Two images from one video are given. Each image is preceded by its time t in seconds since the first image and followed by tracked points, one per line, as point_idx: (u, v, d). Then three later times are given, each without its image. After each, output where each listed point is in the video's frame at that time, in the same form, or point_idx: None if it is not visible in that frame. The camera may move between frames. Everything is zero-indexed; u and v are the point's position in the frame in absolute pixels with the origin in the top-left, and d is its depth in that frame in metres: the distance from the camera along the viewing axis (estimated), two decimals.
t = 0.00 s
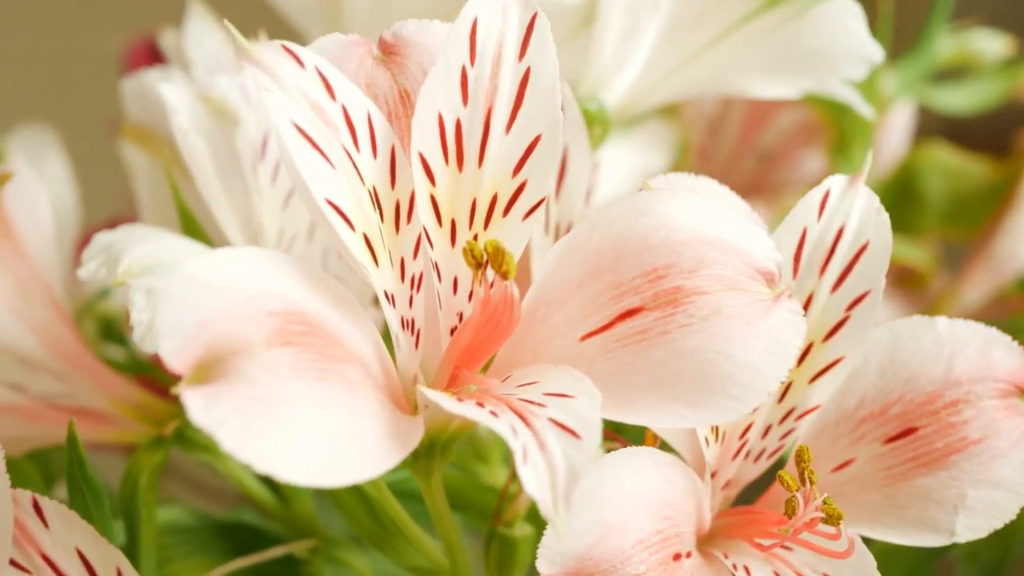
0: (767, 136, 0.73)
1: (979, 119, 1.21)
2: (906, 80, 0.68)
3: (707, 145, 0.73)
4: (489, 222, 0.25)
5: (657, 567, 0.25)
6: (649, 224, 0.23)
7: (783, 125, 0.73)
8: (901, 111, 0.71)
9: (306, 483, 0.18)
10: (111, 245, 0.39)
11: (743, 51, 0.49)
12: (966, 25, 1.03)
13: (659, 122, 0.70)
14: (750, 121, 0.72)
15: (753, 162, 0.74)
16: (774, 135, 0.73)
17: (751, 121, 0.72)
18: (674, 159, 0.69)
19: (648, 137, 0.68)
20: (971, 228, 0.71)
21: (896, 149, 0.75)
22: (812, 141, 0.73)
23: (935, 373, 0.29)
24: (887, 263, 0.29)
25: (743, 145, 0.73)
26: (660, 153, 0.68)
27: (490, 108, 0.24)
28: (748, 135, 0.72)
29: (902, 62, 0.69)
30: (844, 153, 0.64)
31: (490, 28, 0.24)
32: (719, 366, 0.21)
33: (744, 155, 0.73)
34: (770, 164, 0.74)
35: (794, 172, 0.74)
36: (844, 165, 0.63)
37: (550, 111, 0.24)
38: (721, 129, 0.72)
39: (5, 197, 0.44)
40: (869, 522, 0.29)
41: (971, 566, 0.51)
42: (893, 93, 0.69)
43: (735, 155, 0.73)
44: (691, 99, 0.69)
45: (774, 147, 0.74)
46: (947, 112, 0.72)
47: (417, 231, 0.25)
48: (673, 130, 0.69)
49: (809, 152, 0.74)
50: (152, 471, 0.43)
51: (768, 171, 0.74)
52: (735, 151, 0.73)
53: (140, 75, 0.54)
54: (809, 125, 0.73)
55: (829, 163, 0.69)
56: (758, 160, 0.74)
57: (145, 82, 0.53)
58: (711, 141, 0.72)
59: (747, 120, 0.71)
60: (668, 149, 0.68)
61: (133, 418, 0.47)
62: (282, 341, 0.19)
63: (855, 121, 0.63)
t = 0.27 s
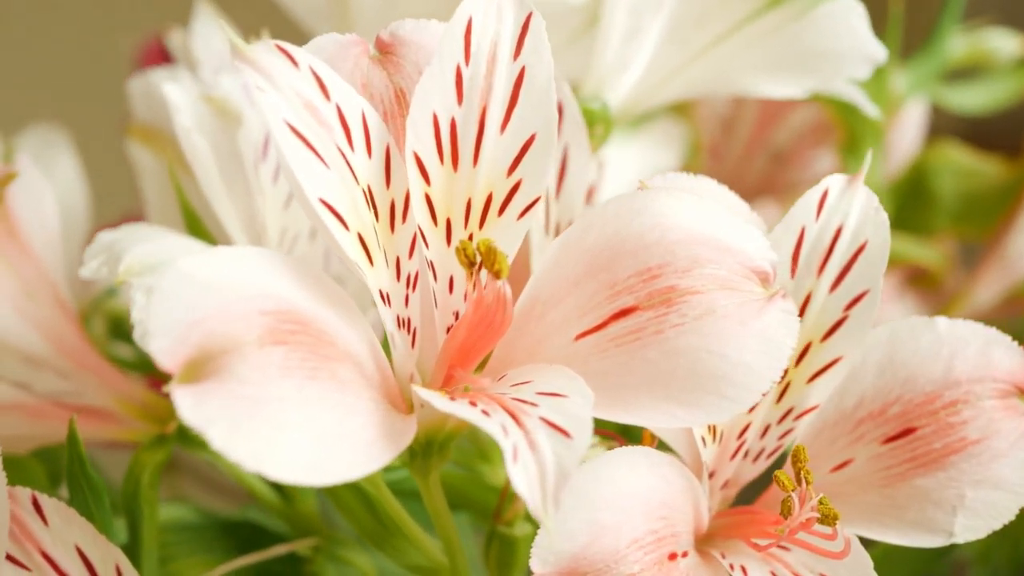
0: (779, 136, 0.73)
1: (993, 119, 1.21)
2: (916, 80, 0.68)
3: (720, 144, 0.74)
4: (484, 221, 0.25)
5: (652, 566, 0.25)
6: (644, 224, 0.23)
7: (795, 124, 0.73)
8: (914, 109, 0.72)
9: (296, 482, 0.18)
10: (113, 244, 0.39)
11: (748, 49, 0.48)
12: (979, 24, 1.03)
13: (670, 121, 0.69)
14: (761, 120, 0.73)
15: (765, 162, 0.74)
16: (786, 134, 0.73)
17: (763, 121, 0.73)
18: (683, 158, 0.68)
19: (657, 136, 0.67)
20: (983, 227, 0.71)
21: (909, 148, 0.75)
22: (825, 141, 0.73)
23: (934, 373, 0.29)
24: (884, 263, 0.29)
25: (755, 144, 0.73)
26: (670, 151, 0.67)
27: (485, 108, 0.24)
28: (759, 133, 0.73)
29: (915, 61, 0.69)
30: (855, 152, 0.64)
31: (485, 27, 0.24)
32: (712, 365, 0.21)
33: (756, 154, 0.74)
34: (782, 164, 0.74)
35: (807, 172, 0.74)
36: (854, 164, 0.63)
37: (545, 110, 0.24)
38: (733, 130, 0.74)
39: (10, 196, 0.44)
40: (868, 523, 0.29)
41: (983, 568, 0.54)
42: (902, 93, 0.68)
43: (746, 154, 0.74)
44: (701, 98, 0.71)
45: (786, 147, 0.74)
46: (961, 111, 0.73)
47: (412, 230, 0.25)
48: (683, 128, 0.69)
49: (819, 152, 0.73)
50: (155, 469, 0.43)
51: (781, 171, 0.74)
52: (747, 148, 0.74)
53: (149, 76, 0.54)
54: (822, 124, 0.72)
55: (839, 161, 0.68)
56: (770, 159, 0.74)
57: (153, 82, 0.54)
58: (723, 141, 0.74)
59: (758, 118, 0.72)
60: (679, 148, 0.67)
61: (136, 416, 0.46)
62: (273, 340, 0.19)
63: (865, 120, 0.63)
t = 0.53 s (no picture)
0: (790, 135, 0.73)
1: (1004, 119, 1.20)
2: (926, 79, 0.67)
3: (730, 144, 0.74)
4: (480, 221, 0.25)
5: (648, 566, 0.25)
6: (639, 224, 0.23)
7: (805, 124, 0.73)
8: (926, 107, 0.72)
9: (288, 481, 0.18)
10: (114, 243, 0.39)
11: (752, 50, 0.48)
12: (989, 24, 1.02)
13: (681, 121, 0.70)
14: (771, 119, 0.73)
15: (775, 163, 0.74)
16: (796, 134, 0.73)
17: (773, 120, 0.73)
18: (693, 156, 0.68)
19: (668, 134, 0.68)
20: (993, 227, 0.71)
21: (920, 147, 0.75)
22: (835, 140, 0.73)
23: (933, 373, 0.29)
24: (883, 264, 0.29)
25: (765, 143, 0.73)
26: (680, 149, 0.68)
27: (480, 107, 0.24)
28: (769, 134, 0.73)
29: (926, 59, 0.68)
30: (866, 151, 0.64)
31: (481, 27, 0.24)
32: (706, 365, 0.21)
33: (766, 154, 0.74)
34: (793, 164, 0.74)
35: (817, 172, 0.73)
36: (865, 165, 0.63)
37: (541, 110, 0.24)
38: (744, 128, 0.73)
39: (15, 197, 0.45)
40: (867, 524, 0.29)
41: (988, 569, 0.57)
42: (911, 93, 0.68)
43: (757, 154, 0.73)
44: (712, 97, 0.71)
45: (796, 147, 0.74)
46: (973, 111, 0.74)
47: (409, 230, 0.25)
48: (693, 127, 0.70)
49: (830, 152, 0.73)
50: (158, 467, 0.43)
51: (791, 171, 0.74)
52: (757, 149, 0.74)
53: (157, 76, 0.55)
54: (832, 124, 0.72)
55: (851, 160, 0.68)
56: (780, 159, 0.74)
57: (160, 83, 0.54)
58: (733, 140, 0.74)
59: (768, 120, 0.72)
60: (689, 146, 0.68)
61: (139, 415, 0.46)
62: (265, 339, 0.19)
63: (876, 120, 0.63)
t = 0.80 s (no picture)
0: (800, 135, 0.72)
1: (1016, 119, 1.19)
2: (937, 79, 0.67)
3: (741, 143, 0.74)
4: (476, 221, 0.25)
5: (643, 567, 0.25)
6: (635, 223, 0.23)
7: (816, 123, 0.71)
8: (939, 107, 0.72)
9: (279, 480, 0.18)
10: (117, 243, 0.40)
11: (756, 49, 0.48)
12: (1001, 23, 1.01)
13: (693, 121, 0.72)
14: (781, 119, 0.72)
15: (786, 162, 0.73)
16: (807, 134, 0.72)
17: (784, 119, 0.72)
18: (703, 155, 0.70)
19: (678, 134, 0.70)
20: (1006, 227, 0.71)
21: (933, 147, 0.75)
22: (846, 140, 0.72)
23: (932, 374, 0.28)
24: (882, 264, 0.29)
25: (775, 143, 0.73)
26: (689, 148, 0.70)
27: (476, 107, 0.24)
28: (779, 134, 0.72)
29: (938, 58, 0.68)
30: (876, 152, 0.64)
31: (476, 27, 0.24)
32: (699, 365, 0.21)
33: (776, 154, 0.73)
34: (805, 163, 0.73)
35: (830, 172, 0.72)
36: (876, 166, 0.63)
37: (536, 109, 0.24)
38: (756, 127, 0.73)
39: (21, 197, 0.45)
40: (865, 526, 0.29)
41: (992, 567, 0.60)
42: (922, 93, 0.68)
43: (767, 153, 0.73)
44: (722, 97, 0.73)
45: (807, 146, 0.72)
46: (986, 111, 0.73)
47: (405, 230, 0.25)
48: (704, 127, 0.72)
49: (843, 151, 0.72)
50: (160, 466, 0.43)
51: (802, 171, 0.73)
52: (768, 149, 0.73)
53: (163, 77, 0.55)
54: (843, 123, 0.71)
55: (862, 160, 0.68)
56: (791, 159, 0.73)
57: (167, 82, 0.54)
58: (744, 139, 0.74)
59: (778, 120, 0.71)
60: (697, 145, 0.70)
61: (145, 415, 0.47)
62: (258, 338, 0.19)
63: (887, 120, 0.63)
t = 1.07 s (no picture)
0: (812, 135, 0.72)
1: None
2: (949, 79, 0.67)
3: (754, 142, 0.74)
4: (471, 221, 0.25)
5: (637, 568, 0.24)
6: (629, 224, 0.23)
7: (828, 123, 0.71)
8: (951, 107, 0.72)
9: (270, 480, 0.18)
10: (119, 242, 0.40)
11: (759, 50, 0.48)
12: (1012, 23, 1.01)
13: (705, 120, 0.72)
14: (792, 119, 0.72)
15: (798, 163, 0.73)
16: (819, 134, 0.72)
17: (795, 119, 0.72)
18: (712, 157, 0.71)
19: (691, 133, 0.70)
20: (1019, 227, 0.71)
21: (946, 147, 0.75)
22: (858, 140, 0.71)
23: (931, 375, 0.28)
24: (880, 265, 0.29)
25: (786, 144, 0.73)
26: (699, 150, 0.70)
27: (470, 107, 0.24)
28: (792, 134, 0.72)
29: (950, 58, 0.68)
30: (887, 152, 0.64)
31: (471, 27, 0.24)
32: (691, 365, 0.21)
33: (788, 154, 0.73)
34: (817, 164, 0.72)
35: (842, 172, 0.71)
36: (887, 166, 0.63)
37: (530, 110, 0.24)
38: (768, 127, 0.74)
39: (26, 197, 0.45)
40: (862, 527, 0.28)
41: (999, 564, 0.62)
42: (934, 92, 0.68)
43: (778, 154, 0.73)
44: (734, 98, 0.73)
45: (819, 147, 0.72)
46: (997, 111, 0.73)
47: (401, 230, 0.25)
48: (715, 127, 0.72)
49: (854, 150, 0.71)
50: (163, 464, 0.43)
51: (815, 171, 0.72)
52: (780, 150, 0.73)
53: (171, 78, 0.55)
54: (855, 123, 0.71)
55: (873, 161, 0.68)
56: (802, 159, 0.72)
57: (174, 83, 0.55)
58: (757, 139, 0.74)
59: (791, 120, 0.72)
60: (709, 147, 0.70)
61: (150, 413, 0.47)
62: (249, 338, 0.20)
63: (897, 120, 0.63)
